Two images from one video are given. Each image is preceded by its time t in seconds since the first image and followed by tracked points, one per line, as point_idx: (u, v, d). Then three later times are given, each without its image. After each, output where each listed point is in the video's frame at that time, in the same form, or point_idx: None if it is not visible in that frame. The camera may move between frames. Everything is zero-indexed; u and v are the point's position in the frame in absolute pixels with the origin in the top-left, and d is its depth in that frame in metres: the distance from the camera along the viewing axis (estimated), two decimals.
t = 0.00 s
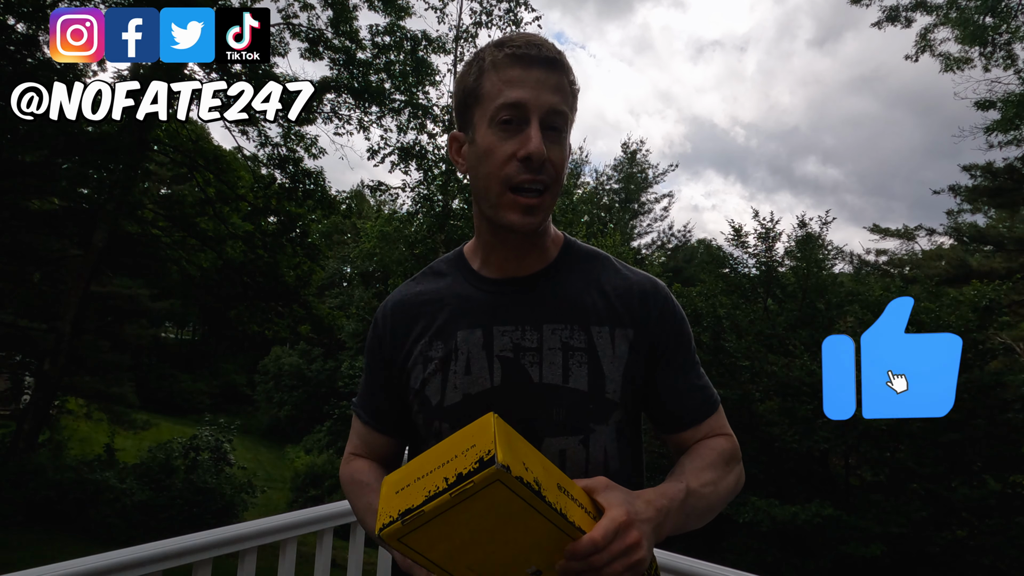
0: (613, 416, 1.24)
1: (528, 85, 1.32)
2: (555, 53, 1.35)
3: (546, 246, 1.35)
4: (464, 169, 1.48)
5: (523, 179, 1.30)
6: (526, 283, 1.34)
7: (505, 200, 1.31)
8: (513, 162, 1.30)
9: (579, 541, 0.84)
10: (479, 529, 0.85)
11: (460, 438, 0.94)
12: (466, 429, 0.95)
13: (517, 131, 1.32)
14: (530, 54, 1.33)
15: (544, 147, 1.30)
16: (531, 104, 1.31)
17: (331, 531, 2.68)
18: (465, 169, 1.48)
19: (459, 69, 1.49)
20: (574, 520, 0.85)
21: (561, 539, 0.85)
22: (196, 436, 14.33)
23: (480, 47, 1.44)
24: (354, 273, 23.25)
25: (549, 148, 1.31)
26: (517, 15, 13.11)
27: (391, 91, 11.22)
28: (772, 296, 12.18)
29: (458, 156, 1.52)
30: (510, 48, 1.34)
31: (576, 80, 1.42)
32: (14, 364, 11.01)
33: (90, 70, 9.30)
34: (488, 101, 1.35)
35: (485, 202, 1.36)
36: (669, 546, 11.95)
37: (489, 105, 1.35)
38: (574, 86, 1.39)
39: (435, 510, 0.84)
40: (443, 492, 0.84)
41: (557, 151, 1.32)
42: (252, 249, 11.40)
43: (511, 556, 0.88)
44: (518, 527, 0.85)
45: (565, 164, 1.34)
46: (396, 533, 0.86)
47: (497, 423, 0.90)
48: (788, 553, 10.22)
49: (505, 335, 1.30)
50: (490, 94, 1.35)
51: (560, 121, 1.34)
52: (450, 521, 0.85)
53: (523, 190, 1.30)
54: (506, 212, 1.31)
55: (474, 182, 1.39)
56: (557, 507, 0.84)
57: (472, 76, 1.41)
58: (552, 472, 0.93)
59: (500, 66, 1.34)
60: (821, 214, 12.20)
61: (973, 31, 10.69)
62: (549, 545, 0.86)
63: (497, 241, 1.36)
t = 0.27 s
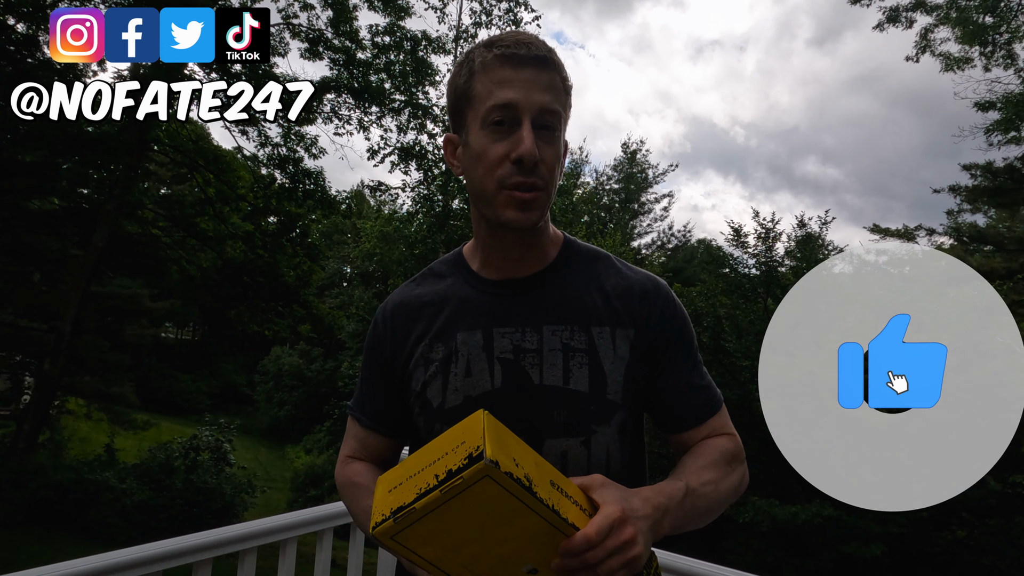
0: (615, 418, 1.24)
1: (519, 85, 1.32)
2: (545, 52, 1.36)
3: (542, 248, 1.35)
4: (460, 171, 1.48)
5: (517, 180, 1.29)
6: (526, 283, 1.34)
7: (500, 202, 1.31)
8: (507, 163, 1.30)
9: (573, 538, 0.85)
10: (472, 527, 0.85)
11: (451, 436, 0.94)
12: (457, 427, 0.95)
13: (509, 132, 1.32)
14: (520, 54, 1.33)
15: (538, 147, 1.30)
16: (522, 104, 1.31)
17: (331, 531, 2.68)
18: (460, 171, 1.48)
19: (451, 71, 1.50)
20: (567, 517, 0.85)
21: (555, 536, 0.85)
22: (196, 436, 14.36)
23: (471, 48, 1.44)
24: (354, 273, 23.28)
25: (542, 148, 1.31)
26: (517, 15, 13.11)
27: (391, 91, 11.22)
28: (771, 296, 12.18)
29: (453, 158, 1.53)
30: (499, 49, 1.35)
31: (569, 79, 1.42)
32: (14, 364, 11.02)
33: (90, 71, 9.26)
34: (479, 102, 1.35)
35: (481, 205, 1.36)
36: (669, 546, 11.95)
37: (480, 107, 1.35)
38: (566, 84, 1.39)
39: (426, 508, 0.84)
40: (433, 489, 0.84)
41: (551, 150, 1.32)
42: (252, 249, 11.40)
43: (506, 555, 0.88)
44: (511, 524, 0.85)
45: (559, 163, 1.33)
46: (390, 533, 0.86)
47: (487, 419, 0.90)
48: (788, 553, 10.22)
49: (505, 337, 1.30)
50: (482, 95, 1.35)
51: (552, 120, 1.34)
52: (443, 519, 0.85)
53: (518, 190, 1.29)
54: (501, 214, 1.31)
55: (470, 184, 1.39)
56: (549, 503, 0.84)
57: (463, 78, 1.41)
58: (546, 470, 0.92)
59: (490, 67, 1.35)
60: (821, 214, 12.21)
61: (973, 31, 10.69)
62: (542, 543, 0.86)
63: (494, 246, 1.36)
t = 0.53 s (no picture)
0: (619, 419, 1.24)
1: (518, 81, 1.32)
2: (543, 47, 1.36)
3: (546, 246, 1.35)
4: (460, 171, 1.49)
5: (519, 177, 1.30)
6: (530, 284, 1.34)
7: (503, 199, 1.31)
8: (508, 160, 1.30)
9: (574, 538, 0.85)
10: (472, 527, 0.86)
11: (451, 436, 0.94)
12: (458, 428, 0.96)
13: (509, 129, 1.32)
14: (517, 49, 1.33)
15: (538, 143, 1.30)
16: (522, 99, 1.31)
17: (332, 532, 2.68)
18: (460, 171, 1.48)
19: (448, 71, 1.50)
20: (568, 516, 0.86)
21: (556, 536, 0.85)
22: (196, 437, 14.38)
23: (468, 47, 1.45)
24: (354, 273, 23.28)
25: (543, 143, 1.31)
26: (517, 15, 13.11)
27: (391, 91, 11.23)
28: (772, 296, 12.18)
29: (453, 159, 1.53)
30: (496, 46, 1.35)
31: (567, 75, 1.42)
32: (14, 364, 11.01)
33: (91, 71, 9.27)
34: (478, 100, 1.36)
35: (484, 203, 1.36)
36: (669, 546, 11.95)
37: (479, 105, 1.36)
38: (565, 80, 1.39)
39: (427, 508, 0.84)
40: (433, 489, 0.85)
41: (552, 146, 1.32)
42: (252, 249, 11.40)
43: (506, 555, 0.88)
44: (511, 525, 0.85)
45: (561, 159, 1.33)
46: (391, 533, 0.86)
47: (487, 420, 0.91)
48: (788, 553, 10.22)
49: (508, 338, 1.30)
50: (480, 93, 1.36)
51: (552, 115, 1.34)
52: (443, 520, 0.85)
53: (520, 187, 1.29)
54: (504, 211, 1.31)
55: (471, 183, 1.39)
56: (549, 503, 0.84)
57: (461, 77, 1.42)
58: (546, 470, 0.93)
59: (488, 65, 1.35)
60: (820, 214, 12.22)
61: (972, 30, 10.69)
62: (543, 543, 0.86)
63: (498, 244, 1.36)
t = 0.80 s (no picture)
0: (621, 421, 1.24)
1: (512, 83, 1.32)
2: (540, 47, 1.35)
3: (544, 249, 1.35)
4: (459, 173, 1.49)
5: (514, 180, 1.30)
6: (532, 285, 1.34)
7: (500, 202, 1.31)
8: (504, 163, 1.30)
9: (574, 543, 0.85)
10: (472, 531, 0.85)
11: (449, 441, 0.94)
12: (457, 432, 0.96)
13: (505, 132, 1.33)
14: (512, 51, 1.33)
15: (533, 146, 1.30)
16: (516, 102, 1.31)
17: (332, 531, 2.68)
18: (459, 172, 1.49)
19: (446, 72, 1.50)
20: (569, 521, 0.86)
21: (556, 539, 0.85)
22: (196, 437, 14.41)
23: (464, 49, 1.45)
24: (354, 273, 23.30)
25: (539, 146, 1.31)
26: (517, 15, 13.11)
27: (391, 91, 11.22)
28: (772, 296, 12.18)
29: (451, 160, 1.53)
30: (491, 48, 1.35)
31: (565, 73, 1.42)
32: (14, 365, 11.00)
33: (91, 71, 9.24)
34: (474, 103, 1.36)
35: (482, 206, 1.36)
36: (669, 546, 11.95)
37: (476, 107, 1.36)
38: (562, 81, 1.39)
39: (426, 514, 0.84)
40: (433, 494, 0.85)
41: (548, 148, 1.32)
42: (252, 250, 11.40)
43: (506, 560, 0.88)
44: (511, 530, 0.85)
45: (557, 160, 1.33)
46: (391, 537, 0.86)
47: (486, 424, 0.91)
48: (788, 553, 10.21)
49: (509, 340, 1.30)
50: (476, 96, 1.36)
51: (548, 117, 1.34)
52: (441, 524, 0.85)
53: (516, 190, 1.30)
54: (501, 215, 1.31)
55: (468, 185, 1.39)
56: (550, 507, 0.84)
57: (457, 80, 1.42)
58: (547, 474, 0.93)
59: (483, 67, 1.36)
60: (820, 214, 12.23)
61: (973, 30, 10.69)
62: (544, 547, 0.86)
63: (497, 247, 1.36)
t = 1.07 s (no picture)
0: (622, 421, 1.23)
1: (520, 81, 1.33)
2: (548, 47, 1.36)
3: (545, 247, 1.35)
4: (463, 170, 1.49)
5: (519, 176, 1.30)
6: (532, 283, 1.34)
7: (503, 198, 1.31)
8: (509, 159, 1.30)
9: (571, 537, 0.85)
10: (468, 524, 0.86)
11: (446, 436, 0.95)
12: (455, 427, 0.96)
13: (512, 128, 1.33)
14: (522, 49, 1.33)
15: (539, 143, 1.30)
16: (524, 99, 1.31)
17: (332, 531, 2.68)
18: (463, 169, 1.49)
19: (454, 69, 1.50)
20: (566, 515, 0.86)
21: (553, 534, 0.85)
22: (196, 437, 14.43)
23: (473, 46, 1.45)
24: (354, 273, 23.32)
25: (544, 143, 1.31)
26: (517, 15, 13.10)
27: (391, 91, 11.22)
28: (771, 296, 12.17)
29: (456, 158, 1.53)
30: (501, 45, 1.35)
31: (572, 75, 1.42)
32: (14, 365, 10.99)
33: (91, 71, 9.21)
34: (481, 100, 1.36)
35: (485, 202, 1.36)
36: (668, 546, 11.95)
37: (483, 104, 1.36)
38: (570, 81, 1.39)
39: (423, 506, 0.85)
40: (429, 487, 0.85)
41: (554, 146, 1.32)
42: (252, 249, 11.39)
43: (503, 556, 0.88)
44: (507, 524, 0.85)
45: (562, 159, 1.33)
46: (389, 531, 0.87)
47: (482, 418, 0.91)
48: (788, 554, 10.20)
49: (510, 339, 1.30)
50: (484, 92, 1.36)
51: (555, 115, 1.34)
52: (438, 517, 0.86)
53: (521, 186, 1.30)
54: (504, 211, 1.31)
55: (472, 181, 1.39)
56: (546, 501, 0.84)
57: (465, 76, 1.42)
58: (543, 469, 0.93)
59: (492, 64, 1.36)
60: (820, 214, 12.23)
61: (973, 30, 10.69)
62: (541, 541, 0.86)
63: (499, 244, 1.36)
